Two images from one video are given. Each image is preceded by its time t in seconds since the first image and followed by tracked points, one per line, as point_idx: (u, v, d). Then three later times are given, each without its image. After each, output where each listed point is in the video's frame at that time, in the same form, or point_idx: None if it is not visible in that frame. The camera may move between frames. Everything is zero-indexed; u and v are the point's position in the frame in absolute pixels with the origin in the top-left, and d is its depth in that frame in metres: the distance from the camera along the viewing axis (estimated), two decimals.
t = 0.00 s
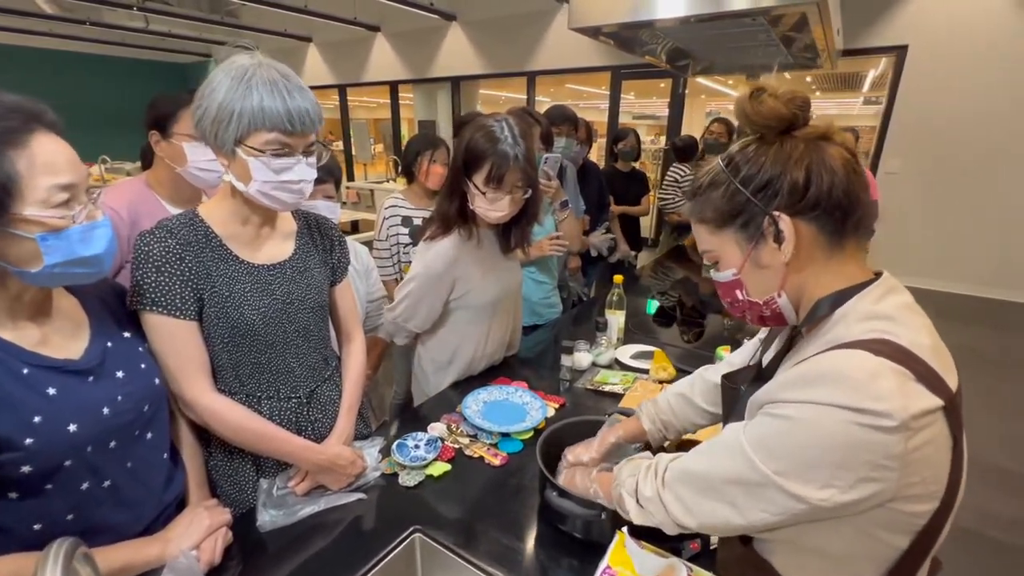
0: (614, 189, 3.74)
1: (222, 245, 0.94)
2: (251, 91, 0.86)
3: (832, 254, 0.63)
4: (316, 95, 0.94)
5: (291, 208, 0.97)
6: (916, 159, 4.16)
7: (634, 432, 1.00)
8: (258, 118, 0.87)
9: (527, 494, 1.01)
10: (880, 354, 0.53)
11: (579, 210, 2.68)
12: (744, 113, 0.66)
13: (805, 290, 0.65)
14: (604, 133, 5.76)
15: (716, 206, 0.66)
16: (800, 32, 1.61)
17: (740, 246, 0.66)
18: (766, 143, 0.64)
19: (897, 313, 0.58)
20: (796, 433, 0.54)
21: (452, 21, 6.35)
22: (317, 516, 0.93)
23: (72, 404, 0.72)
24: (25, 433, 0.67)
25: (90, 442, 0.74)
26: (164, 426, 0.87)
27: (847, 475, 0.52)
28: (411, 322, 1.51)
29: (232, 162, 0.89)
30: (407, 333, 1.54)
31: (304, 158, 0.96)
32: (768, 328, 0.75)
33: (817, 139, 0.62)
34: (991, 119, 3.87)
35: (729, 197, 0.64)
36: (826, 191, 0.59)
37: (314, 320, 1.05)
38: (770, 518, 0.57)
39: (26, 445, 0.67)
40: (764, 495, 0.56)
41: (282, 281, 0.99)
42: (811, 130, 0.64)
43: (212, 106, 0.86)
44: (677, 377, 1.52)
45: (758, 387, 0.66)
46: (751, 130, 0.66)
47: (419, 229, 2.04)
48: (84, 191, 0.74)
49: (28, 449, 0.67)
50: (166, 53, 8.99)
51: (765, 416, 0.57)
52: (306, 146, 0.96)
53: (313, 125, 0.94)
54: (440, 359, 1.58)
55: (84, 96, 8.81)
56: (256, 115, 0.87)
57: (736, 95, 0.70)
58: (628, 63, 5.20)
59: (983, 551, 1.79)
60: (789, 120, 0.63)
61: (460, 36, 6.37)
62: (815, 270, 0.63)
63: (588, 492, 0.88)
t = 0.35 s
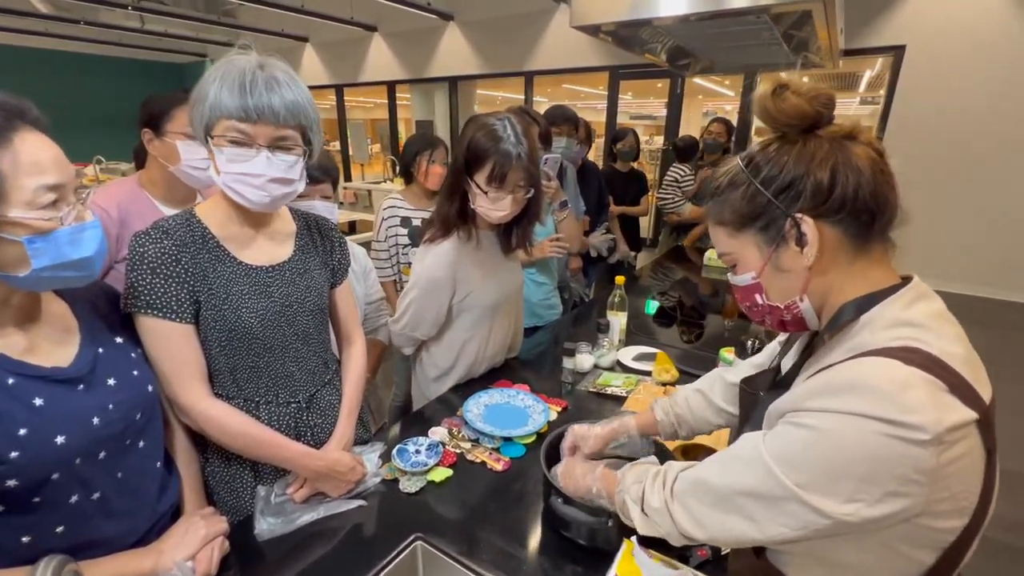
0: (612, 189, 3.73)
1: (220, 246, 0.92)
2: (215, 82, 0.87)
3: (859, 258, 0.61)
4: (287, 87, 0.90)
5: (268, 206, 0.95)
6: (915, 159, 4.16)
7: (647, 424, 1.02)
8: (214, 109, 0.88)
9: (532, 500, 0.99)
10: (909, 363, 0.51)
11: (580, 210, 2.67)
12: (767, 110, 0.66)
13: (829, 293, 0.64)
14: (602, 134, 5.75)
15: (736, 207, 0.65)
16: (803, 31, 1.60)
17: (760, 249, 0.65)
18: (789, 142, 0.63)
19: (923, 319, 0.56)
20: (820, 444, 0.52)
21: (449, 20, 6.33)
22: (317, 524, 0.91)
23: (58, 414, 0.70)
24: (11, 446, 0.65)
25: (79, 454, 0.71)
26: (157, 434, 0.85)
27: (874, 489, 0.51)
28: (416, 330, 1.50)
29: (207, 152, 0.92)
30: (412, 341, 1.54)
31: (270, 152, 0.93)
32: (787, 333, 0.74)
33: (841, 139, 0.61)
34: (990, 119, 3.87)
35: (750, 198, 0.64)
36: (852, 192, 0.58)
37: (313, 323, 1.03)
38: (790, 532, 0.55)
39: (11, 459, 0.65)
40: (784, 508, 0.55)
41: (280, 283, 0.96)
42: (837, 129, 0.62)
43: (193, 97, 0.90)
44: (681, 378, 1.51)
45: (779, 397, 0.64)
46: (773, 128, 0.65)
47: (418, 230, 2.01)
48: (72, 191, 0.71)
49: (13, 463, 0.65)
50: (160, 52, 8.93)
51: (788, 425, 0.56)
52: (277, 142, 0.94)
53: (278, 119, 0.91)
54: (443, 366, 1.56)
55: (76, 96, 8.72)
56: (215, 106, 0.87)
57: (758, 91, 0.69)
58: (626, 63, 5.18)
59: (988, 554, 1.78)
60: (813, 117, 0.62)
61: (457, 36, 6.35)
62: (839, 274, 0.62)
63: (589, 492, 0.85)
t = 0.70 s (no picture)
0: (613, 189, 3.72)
1: (223, 245, 0.90)
2: (208, 76, 0.86)
3: (884, 259, 0.59)
4: (280, 80, 0.88)
5: (265, 204, 0.93)
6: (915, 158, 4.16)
7: (671, 414, 1.02)
8: (207, 105, 0.86)
9: (541, 502, 0.97)
10: (939, 368, 0.50)
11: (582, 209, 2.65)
12: (786, 108, 0.64)
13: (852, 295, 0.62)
14: (600, 133, 5.74)
15: (753, 208, 0.64)
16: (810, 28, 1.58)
17: (779, 250, 0.64)
18: (809, 140, 0.61)
19: (953, 321, 0.54)
20: (844, 451, 0.50)
21: (447, 20, 6.31)
22: (322, 529, 0.89)
23: (59, 419, 0.68)
24: (10, 452, 0.63)
25: (80, 459, 0.70)
26: (159, 438, 0.83)
27: (901, 498, 0.49)
28: (418, 326, 1.50)
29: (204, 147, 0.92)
30: (416, 338, 1.54)
31: (265, 148, 0.91)
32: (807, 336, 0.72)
33: (864, 136, 0.59)
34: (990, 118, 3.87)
35: (768, 199, 0.62)
36: (876, 193, 0.56)
37: (317, 323, 1.01)
38: (809, 542, 0.54)
39: (10, 466, 0.63)
40: (803, 517, 0.53)
41: (284, 282, 0.95)
42: (860, 126, 0.60)
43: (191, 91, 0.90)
44: (688, 378, 1.50)
45: (799, 401, 0.63)
46: (793, 126, 0.64)
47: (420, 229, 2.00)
48: (74, 189, 0.69)
49: (12, 471, 0.63)
50: (157, 52, 8.88)
51: (809, 431, 0.54)
52: (272, 138, 0.92)
53: (272, 113, 0.89)
54: (445, 363, 1.54)
55: (73, 96, 8.68)
56: (207, 99, 0.86)
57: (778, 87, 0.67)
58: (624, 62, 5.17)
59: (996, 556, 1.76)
60: (834, 115, 0.60)
61: (455, 36, 6.33)
62: (860, 275, 0.60)
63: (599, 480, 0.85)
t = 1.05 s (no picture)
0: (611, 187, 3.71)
1: (219, 244, 0.88)
2: (201, 70, 0.84)
3: (895, 257, 0.58)
4: (275, 75, 0.85)
5: (259, 202, 0.91)
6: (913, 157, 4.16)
7: (695, 439, 0.98)
8: (200, 100, 0.84)
9: (544, 504, 0.95)
10: (957, 371, 0.48)
11: (581, 208, 2.64)
12: (796, 101, 0.62)
13: (864, 295, 0.60)
14: (598, 133, 5.73)
15: (761, 204, 0.63)
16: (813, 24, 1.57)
17: (789, 248, 0.63)
18: (819, 134, 0.59)
19: (972, 322, 0.53)
20: (859, 459, 0.49)
21: (445, 19, 6.30)
22: (322, 533, 0.87)
23: (51, 423, 0.66)
24: None
25: (72, 465, 0.68)
26: (154, 442, 0.81)
27: (920, 507, 0.48)
28: (417, 326, 1.48)
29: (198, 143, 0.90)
30: (415, 337, 1.51)
31: (259, 146, 0.89)
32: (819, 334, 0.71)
33: (876, 130, 0.58)
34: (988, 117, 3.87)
35: (777, 195, 0.61)
36: (889, 189, 0.55)
37: (316, 323, 0.99)
38: (824, 554, 0.52)
39: None
40: (817, 528, 0.51)
41: (282, 282, 0.93)
42: (871, 120, 0.59)
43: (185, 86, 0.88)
44: (690, 378, 1.48)
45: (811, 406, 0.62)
46: (803, 119, 0.62)
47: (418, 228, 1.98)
48: (63, 184, 0.67)
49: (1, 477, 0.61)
50: (152, 50, 8.82)
51: (821, 439, 0.53)
52: (266, 135, 0.89)
53: (266, 109, 0.86)
54: (445, 363, 1.52)
55: (69, 96, 8.62)
56: (199, 94, 0.84)
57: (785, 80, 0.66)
58: (622, 61, 5.16)
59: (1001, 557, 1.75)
60: (845, 108, 0.59)
61: (452, 35, 6.31)
62: (872, 273, 0.59)
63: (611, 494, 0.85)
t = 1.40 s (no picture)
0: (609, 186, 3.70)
1: (214, 242, 0.87)
2: (193, 66, 0.82)
3: (908, 251, 0.57)
4: (269, 71, 0.83)
5: (253, 200, 0.90)
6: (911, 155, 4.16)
7: (679, 436, 0.96)
8: (192, 96, 0.82)
9: (546, 504, 0.94)
10: (978, 368, 0.47)
11: (579, 206, 2.63)
12: (810, 91, 0.61)
13: (876, 290, 0.59)
14: (595, 132, 5.71)
15: (771, 196, 0.62)
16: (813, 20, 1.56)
17: (799, 240, 0.61)
18: (834, 126, 0.59)
19: (990, 318, 0.52)
20: (878, 457, 0.48)
21: (441, 18, 6.27)
22: (323, 535, 0.86)
23: (41, 424, 0.64)
24: None
25: (63, 467, 0.66)
26: (148, 443, 0.79)
27: (941, 506, 0.47)
28: (416, 326, 1.46)
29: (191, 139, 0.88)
30: (414, 337, 1.50)
31: (252, 144, 0.87)
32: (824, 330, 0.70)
33: (892, 122, 0.57)
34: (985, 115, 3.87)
35: (788, 186, 0.60)
36: (903, 182, 0.54)
37: (313, 322, 0.97)
38: (841, 555, 0.51)
39: None
40: (835, 528, 0.50)
41: (279, 280, 0.91)
42: (887, 111, 0.58)
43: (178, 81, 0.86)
44: (691, 376, 1.48)
45: (823, 404, 0.61)
46: (818, 109, 0.61)
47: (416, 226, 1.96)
48: (54, 179, 0.65)
49: None
50: (145, 49, 8.75)
51: (837, 437, 0.52)
52: (259, 134, 0.87)
53: (258, 106, 0.84)
54: (444, 364, 1.50)
55: (64, 95, 8.55)
56: (190, 90, 0.82)
57: (800, 70, 0.65)
58: (618, 60, 5.15)
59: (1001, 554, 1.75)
60: (862, 99, 0.58)
61: (449, 34, 6.29)
62: (883, 267, 0.58)
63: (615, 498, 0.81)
